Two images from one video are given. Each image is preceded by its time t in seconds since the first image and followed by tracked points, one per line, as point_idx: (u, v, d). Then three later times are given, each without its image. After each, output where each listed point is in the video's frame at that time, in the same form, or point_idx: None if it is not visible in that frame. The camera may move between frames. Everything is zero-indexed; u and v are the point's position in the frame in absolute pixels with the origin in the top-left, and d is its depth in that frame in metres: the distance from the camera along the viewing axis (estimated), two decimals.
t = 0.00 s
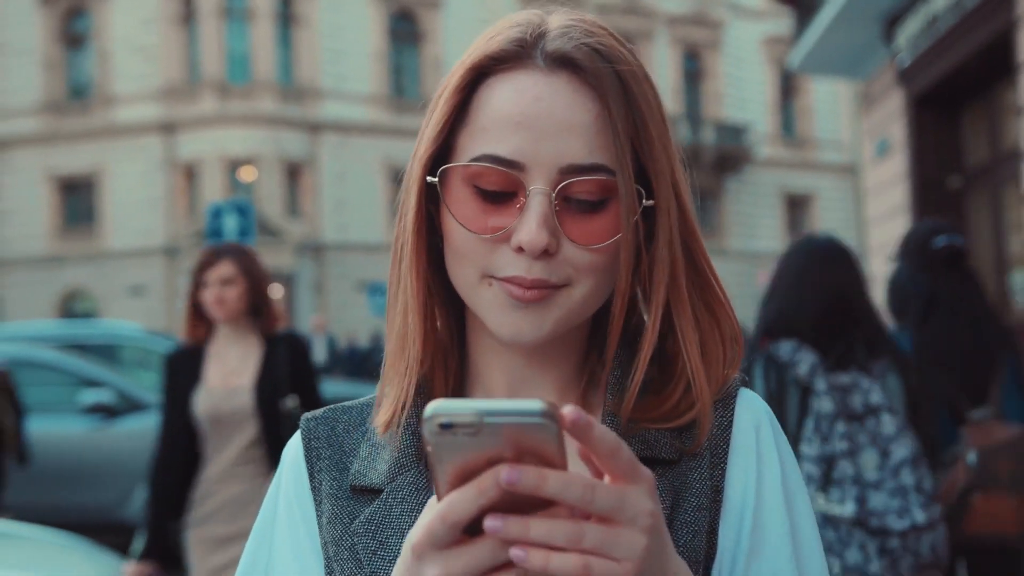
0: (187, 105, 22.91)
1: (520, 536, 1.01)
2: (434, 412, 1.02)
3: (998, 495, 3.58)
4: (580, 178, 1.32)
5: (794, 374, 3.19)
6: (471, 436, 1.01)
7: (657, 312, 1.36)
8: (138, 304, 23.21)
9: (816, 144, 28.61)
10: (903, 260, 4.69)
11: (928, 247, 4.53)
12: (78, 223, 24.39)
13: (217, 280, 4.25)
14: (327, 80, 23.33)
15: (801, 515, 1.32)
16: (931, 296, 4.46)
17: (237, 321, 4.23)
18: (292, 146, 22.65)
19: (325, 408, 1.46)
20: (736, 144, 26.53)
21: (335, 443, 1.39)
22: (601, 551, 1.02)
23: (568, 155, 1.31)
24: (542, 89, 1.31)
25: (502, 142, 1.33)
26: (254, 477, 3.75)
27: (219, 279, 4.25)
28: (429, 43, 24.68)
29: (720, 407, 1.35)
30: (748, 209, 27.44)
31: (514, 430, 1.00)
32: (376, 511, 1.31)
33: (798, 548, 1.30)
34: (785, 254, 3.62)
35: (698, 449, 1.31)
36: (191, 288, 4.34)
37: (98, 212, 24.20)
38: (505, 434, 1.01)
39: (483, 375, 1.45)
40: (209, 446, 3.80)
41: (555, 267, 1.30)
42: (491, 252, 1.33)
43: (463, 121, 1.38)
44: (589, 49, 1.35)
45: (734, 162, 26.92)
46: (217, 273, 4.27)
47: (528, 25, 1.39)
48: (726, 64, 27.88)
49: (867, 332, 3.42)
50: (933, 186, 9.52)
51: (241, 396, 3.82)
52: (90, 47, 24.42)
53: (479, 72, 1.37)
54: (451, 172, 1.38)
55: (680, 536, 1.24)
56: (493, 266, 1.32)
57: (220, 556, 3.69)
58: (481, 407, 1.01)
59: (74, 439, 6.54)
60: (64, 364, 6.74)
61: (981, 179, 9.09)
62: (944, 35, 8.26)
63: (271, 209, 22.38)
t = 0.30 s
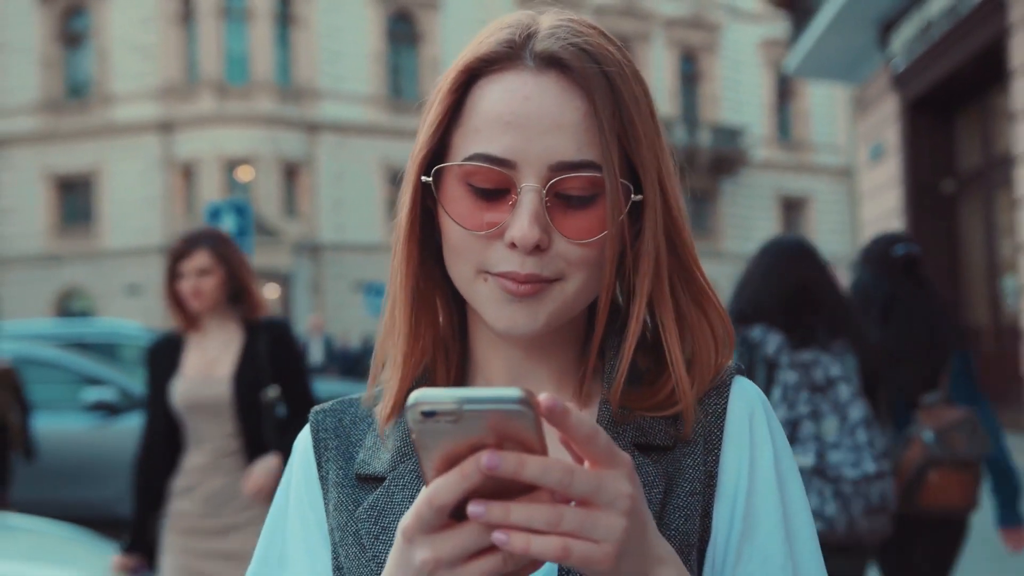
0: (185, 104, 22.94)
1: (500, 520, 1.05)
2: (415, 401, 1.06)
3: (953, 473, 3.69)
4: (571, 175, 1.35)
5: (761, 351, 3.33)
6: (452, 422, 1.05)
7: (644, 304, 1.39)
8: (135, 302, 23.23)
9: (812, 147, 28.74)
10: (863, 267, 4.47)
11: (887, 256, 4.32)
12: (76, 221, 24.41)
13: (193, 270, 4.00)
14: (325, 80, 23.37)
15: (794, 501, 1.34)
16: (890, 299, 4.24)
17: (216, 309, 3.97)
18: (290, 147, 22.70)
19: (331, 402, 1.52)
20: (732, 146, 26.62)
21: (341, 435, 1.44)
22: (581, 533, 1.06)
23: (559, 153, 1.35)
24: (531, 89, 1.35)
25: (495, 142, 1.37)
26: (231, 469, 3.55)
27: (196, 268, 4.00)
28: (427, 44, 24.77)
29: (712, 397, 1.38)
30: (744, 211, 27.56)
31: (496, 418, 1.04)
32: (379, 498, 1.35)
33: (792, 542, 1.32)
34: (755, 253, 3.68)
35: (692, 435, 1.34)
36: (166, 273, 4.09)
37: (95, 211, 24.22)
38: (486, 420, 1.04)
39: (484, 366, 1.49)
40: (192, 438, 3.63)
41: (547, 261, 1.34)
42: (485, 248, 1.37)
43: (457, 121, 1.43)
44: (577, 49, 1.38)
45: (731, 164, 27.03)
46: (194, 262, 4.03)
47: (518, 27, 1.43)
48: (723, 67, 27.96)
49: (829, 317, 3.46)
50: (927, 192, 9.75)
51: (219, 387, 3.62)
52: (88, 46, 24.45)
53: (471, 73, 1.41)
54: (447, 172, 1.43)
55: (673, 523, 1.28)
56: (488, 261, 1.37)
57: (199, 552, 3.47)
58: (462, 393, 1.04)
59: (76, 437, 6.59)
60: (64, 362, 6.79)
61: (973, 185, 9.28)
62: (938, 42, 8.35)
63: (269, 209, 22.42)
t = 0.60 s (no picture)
0: (181, 107, 22.97)
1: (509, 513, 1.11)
2: (427, 400, 1.12)
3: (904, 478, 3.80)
4: (569, 176, 1.38)
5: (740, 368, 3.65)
6: (463, 420, 1.11)
7: (644, 299, 1.41)
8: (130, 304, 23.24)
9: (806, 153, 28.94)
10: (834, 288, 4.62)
11: (856, 278, 4.49)
12: (72, 223, 24.40)
13: (167, 280, 3.72)
14: (322, 84, 23.45)
15: (795, 492, 1.35)
16: (859, 316, 4.39)
17: (192, 322, 3.68)
18: (287, 150, 22.76)
19: (345, 398, 1.58)
20: (727, 152, 26.72)
21: (354, 430, 1.51)
22: (588, 524, 1.12)
23: (557, 155, 1.37)
24: (528, 93, 1.38)
25: (493, 147, 1.40)
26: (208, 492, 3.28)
27: (169, 279, 3.72)
28: (424, 48, 24.87)
29: (713, 385, 1.39)
30: (739, 217, 27.69)
31: (504, 414, 1.10)
32: (392, 491, 1.41)
33: (793, 530, 1.32)
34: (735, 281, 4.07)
35: (694, 424, 1.36)
36: (141, 290, 3.82)
37: (91, 212, 24.23)
38: (494, 417, 1.10)
39: (490, 363, 1.54)
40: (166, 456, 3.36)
41: (549, 261, 1.37)
42: (488, 249, 1.41)
43: (456, 127, 1.46)
44: (571, 52, 1.41)
45: (726, 170, 27.14)
46: (167, 273, 3.75)
47: (514, 32, 1.46)
48: (719, 73, 28.05)
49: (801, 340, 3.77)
50: (919, 201, 9.93)
51: (194, 404, 3.35)
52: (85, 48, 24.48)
53: (469, 80, 1.44)
54: (449, 177, 1.46)
55: (677, 514, 1.31)
56: (492, 262, 1.40)
57: None
58: (470, 392, 1.11)
59: (77, 435, 6.64)
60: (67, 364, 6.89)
61: (965, 193, 9.39)
62: (931, 50, 8.46)
63: (265, 212, 22.48)
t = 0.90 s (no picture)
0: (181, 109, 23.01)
1: (529, 543, 1.13)
2: (447, 426, 1.12)
3: (874, 458, 4.22)
4: (574, 197, 1.42)
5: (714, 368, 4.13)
6: (482, 447, 1.12)
7: (647, 320, 1.46)
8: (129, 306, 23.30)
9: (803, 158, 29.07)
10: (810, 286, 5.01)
11: (832, 278, 4.89)
12: (73, 225, 24.39)
13: (140, 274, 3.68)
14: (322, 87, 23.53)
15: (804, 502, 1.40)
16: (833, 315, 4.80)
17: (164, 318, 3.67)
18: (287, 153, 22.84)
19: (359, 416, 1.64)
20: (725, 157, 26.81)
21: (371, 449, 1.56)
22: (609, 548, 1.14)
23: (561, 176, 1.41)
24: (529, 116, 1.41)
25: (497, 171, 1.44)
26: (187, 491, 3.34)
27: (143, 273, 3.67)
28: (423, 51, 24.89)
29: (723, 401, 1.44)
30: (737, 222, 27.78)
31: (521, 442, 1.11)
32: (409, 509, 1.44)
33: (803, 543, 1.38)
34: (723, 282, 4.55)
35: (705, 441, 1.41)
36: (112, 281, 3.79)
37: (91, 214, 24.27)
38: (515, 444, 1.11)
39: (504, 383, 1.58)
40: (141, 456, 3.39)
41: (556, 282, 1.41)
42: (497, 271, 1.45)
43: (461, 154, 1.50)
44: (570, 75, 1.44)
45: (723, 174, 27.24)
46: (142, 266, 3.69)
47: (514, 55, 1.49)
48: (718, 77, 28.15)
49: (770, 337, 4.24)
50: (916, 206, 10.05)
51: (171, 401, 3.37)
52: (86, 51, 24.52)
53: (472, 105, 1.47)
54: (456, 204, 1.50)
55: (692, 527, 1.36)
56: (501, 284, 1.44)
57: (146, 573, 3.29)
58: (490, 420, 1.11)
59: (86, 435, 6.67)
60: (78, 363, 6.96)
61: (960, 200, 9.49)
62: (927, 57, 8.55)
63: (265, 214, 22.53)
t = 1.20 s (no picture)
0: (182, 110, 23.08)
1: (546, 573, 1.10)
2: (465, 447, 1.03)
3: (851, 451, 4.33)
4: (574, 217, 1.37)
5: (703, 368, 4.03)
6: (501, 467, 1.03)
7: (647, 340, 1.41)
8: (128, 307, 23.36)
9: (802, 163, 29.16)
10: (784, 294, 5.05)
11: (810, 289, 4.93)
12: (73, 226, 24.45)
13: (117, 261, 3.37)
14: (322, 90, 23.59)
15: (809, 522, 1.36)
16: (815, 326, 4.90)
17: (145, 309, 3.38)
18: (287, 155, 22.90)
19: (358, 437, 1.56)
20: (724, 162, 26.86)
21: (368, 467, 1.49)
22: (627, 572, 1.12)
23: (560, 197, 1.37)
24: (530, 137, 1.37)
25: (497, 192, 1.39)
26: (165, 484, 3.17)
27: (121, 261, 3.36)
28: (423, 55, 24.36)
29: (726, 419, 1.39)
30: (736, 226, 27.81)
31: (541, 463, 1.02)
32: (411, 527, 1.39)
33: (809, 560, 1.34)
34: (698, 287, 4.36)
35: (707, 461, 1.36)
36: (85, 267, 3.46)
37: (91, 215, 24.36)
38: (533, 466, 1.03)
39: (503, 400, 1.52)
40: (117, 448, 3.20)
41: (559, 301, 1.37)
42: (498, 291, 1.40)
43: (461, 175, 1.45)
44: (570, 97, 1.40)
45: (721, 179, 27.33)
46: (119, 254, 3.38)
47: (513, 76, 1.45)
48: (717, 82, 28.25)
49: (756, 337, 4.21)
50: (912, 211, 10.13)
51: (148, 390, 3.18)
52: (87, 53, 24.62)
53: (471, 127, 1.43)
54: (455, 225, 1.45)
55: (701, 544, 1.30)
56: (503, 304, 1.39)
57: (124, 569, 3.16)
58: (509, 442, 1.02)
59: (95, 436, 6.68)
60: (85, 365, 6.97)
61: (957, 205, 9.54)
62: (924, 64, 8.64)
63: (265, 216, 22.58)
